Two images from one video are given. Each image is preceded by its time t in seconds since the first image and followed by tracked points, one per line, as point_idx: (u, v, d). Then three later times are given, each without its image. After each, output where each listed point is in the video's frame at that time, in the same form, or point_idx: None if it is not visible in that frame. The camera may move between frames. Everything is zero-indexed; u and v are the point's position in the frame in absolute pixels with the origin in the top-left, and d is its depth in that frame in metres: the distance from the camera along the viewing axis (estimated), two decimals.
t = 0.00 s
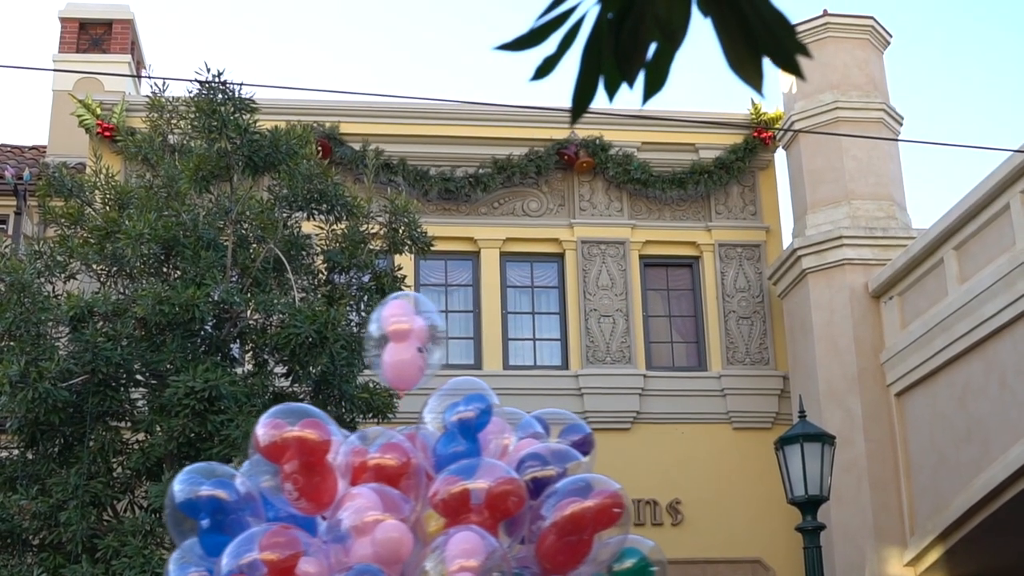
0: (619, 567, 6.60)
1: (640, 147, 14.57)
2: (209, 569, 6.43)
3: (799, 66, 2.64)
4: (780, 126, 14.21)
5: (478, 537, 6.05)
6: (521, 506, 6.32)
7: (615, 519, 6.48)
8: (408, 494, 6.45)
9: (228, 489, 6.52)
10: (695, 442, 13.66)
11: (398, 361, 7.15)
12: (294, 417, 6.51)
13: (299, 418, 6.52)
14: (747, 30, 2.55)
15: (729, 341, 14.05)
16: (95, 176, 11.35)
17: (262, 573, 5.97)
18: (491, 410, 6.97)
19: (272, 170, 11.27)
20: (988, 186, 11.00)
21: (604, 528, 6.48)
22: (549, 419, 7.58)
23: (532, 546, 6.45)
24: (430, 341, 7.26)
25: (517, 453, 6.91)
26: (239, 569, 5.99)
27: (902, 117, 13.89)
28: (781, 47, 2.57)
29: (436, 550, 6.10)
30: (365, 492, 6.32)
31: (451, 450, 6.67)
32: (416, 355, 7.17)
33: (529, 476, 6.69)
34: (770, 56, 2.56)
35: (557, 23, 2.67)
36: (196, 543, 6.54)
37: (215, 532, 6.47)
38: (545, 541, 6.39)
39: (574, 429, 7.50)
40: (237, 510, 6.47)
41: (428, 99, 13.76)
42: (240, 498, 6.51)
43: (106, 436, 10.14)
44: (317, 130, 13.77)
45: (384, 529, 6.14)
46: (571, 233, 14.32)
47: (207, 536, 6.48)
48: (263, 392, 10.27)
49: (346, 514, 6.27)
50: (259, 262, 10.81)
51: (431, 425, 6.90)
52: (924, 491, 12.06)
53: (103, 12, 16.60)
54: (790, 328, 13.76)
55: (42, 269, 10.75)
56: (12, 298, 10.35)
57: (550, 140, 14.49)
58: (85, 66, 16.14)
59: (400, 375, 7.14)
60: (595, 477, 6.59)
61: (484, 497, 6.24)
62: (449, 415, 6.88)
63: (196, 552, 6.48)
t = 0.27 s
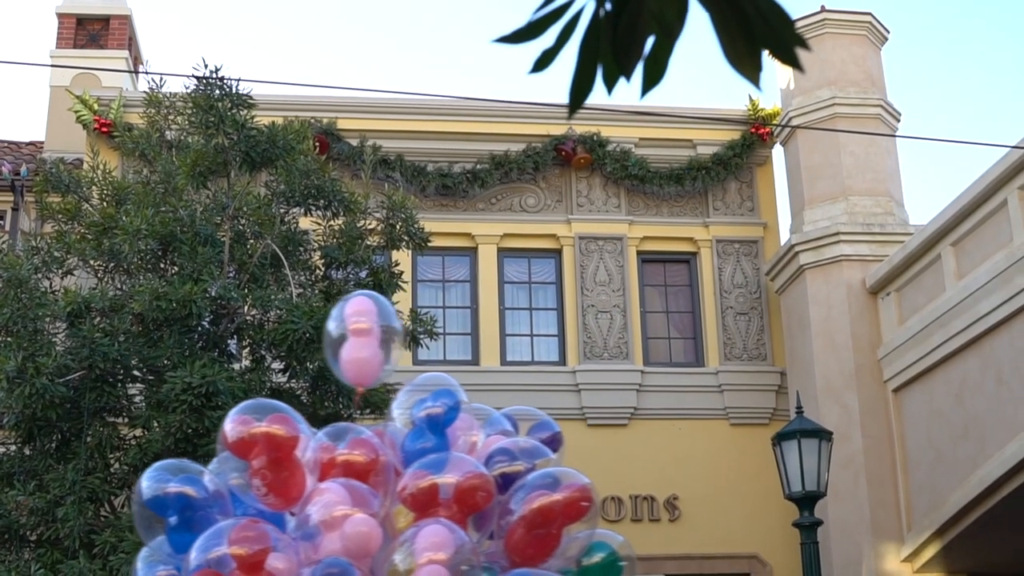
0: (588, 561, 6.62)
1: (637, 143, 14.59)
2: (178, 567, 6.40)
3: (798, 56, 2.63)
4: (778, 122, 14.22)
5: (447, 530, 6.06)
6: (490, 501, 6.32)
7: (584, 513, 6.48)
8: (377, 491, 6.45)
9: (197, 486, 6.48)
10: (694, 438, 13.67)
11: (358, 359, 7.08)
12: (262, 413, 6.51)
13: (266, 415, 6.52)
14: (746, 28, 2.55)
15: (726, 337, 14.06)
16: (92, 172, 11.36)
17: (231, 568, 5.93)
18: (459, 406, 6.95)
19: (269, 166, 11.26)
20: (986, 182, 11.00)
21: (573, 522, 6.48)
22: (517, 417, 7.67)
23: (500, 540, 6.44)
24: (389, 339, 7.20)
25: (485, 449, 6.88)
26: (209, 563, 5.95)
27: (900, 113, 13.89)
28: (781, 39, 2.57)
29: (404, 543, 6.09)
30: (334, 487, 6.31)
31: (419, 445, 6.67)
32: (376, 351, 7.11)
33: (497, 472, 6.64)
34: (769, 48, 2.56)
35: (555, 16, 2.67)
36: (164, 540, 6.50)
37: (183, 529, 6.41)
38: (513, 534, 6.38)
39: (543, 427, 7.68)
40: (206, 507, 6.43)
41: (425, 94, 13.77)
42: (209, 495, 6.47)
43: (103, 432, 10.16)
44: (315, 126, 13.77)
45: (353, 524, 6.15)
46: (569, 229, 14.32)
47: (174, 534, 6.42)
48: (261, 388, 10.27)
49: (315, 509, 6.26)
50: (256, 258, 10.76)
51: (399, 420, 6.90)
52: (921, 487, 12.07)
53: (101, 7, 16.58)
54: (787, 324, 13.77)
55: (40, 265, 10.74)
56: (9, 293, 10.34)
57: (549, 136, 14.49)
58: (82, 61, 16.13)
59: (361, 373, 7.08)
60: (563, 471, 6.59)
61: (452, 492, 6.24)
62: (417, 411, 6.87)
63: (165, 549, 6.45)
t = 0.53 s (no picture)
0: (559, 557, 6.66)
1: (637, 140, 14.59)
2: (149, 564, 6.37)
3: (800, 54, 2.63)
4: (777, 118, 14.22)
5: (418, 525, 6.05)
6: (460, 497, 6.36)
7: (554, 509, 6.53)
8: (349, 486, 6.49)
9: (167, 481, 6.44)
10: (693, 434, 13.68)
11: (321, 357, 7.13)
12: (233, 408, 6.54)
13: (238, 411, 6.56)
14: (748, 25, 2.55)
15: (725, 333, 14.06)
16: (92, 167, 11.35)
17: (203, 559, 5.87)
18: (431, 403, 7.07)
19: (268, 162, 11.27)
20: (986, 178, 11.00)
21: (543, 517, 6.52)
22: (490, 416, 7.76)
23: (472, 537, 6.47)
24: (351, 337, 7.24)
25: (457, 447, 7.05)
26: (180, 554, 5.88)
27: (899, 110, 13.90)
28: (782, 35, 2.57)
29: (376, 536, 6.07)
30: (305, 482, 6.31)
31: (390, 441, 6.77)
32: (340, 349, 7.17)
33: (468, 469, 6.79)
34: (770, 44, 2.56)
35: (558, 12, 2.67)
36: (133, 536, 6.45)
37: (154, 525, 6.37)
38: (484, 530, 6.42)
39: (515, 427, 7.73)
40: (176, 502, 6.39)
41: (425, 91, 13.76)
42: (179, 490, 6.44)
43: (102, 427, 10.16)
44: (314, 122, 13.77)
45: (323, 518, 6.13)
46: (568, 225, 14.31)
47: (146, 530, 6.37)
48: (260, 383, 10.26)
49: (285, 504, 6.24)
50: (256, 254, 10.74)
51: (371, 417, 7.00)
52: (921, 485, 12.07)
53: (101, 3, 16.56)
54: (786, 320, 13.76)
55: (40, 261, 10.73)
56: (8, 289, 10.35)
57: (548, 132, 14.49)
58: (81, 57, 16.12)
59: (324, 371, 7.14)
60: (535, 467, 6.63)
61: (423, 488, 6.28)
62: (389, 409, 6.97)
63: (136, 546, 6.41)
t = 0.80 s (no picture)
0: (532, 557, 6.48)
1: (638, 138, 14.59)
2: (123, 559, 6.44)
3: (802, 52, 2.63)
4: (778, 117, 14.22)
5: (391, 521, 6.07)
6: (435, 495, 6.38)
7: (528, 508, 6.49)
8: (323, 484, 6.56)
9: (141, 476, 6.57)
10: (694, 433, 13.68)
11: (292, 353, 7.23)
12: (207, 404, 6.60)
13: (212, 406, 6.61)
14: (753, 24, 2.55)
15: (727, 331, 14.06)
16: (93, 166, 11.35)
17: (177, 551, 5.88)
18: (407, 403, 7.05)
19: (268, 160, 11.27)
20: (987, 177, 10.99)
21: (517, 517, 6.49)
22: (464, 417, 7.78)
23: (446, 536, 6.45)
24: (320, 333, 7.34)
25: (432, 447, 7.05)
26: (153, 544, 5.88)
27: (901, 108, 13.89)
28: (785, 34, 2.57)
29: (348, 531, 6.10)
30: (278, 478, 6.36)
31: (364, 441, 6.77)
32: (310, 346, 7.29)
33: (442, 468, 6.80)
34: (773, 41, 2.57)
35: (561, 12, 2.67)
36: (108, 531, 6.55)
37: (128, 519, 6.47)
38: (457, 528, 6.41)
39: (490, 428, 7.70)
40: (151, 497, 6.51)
41: (426, 89, 13.76)
42: (153, 486, 6.56)
43: (103, 426, 10.15)
44: (315, 120, 13.76)
45: (296, 513, 6.19)
46: (569, 224, 14.31)
47: (119, 525, 6.47)
48: (261, 382, 10.24)
49: (258, 499, 6.30)
50: (256, 252, 10.74)
51: (346, 415, 7.01)
52: (922, 483, 12.07)
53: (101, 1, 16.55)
54: (787, 318, 13.77)
55: (41, 259, 10.72)
56: (8, 288, 10.34)
57: (548, 130, 14.49)
58: (82, 56, 16.12)
59: (294, 367, 7.25)
60: (510, 465, 6.61)
61: (397, 485, 6.31)
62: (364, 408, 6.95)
63: (110, 542, 6.49)
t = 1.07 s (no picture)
0: (504, 559, 6.44)
1: (639, 138, 14.59)
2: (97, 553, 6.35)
3: (806, 52, 2.63)
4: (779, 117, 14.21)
5: (363, 519, 6.06)
6: (408, 494, 6.38)
7: (501, 509, 6.41)
8: (298, 482, 6.63)
9: (116, 470, 6.55)
10: (695, 433, 13.68)
11: (266, 349, 7.26)
12: (183, 400, 6.64)
13: (188, 403, 6.65)
14: (755, 22, 2.55)
15: (728, 332, 14.05)
16: (93, 166, 11.35)
17: (149, 543, 5.91)
18: (384, 403, 7.05)
19: (268, 160, 11.27)
20: (988, 177, 10.99)
21: (490, 517, 6.41)
22: (441, 420, 7.75)
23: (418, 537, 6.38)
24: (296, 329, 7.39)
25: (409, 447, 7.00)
26: (126, 535, 5.93)
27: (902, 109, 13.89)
28: (789, 33, 2.57)
29: (320, 528, 6.08)
30: (252, 475, 6.38)
31: (340, 440, 6.81)
32: (284, 343, 7.32)
33: (417, 469, 6.71)
34: (775, 41, 2.57)
35: (565, 10, 2.67)
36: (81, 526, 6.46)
37: (102, 513, 6.44)
38: (430, 528, 6.33)
39: (467, 432, 7.70)
40: (125, 490, 6.50)
41: (427, 90, 13.76)
42: (128, 480, 6.55)
43: (104, 426, 10.14)
44: (316, 120, 13.76)
45: (269, 509, 6.19)
46: (570, 225, 14.30)
47: (93, 519, 6.44)
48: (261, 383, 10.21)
49: (232, 496, 6.32)
50: (257, 252, 10.73)
51: (323, 415, 7.05)
52: (923, 484, 12.06)
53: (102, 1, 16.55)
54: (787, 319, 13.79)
55: (41, 259, 10.73)
56: (9, 288, 10.35)
57: (549, 131, 14.49)
58: (83, 56, 16.12)
59: (268, 363, 7.28)
60: (484, 466, 6.52)
61: (370, 484, 6.33)
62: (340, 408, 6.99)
63: (84, 536, 6.39)
